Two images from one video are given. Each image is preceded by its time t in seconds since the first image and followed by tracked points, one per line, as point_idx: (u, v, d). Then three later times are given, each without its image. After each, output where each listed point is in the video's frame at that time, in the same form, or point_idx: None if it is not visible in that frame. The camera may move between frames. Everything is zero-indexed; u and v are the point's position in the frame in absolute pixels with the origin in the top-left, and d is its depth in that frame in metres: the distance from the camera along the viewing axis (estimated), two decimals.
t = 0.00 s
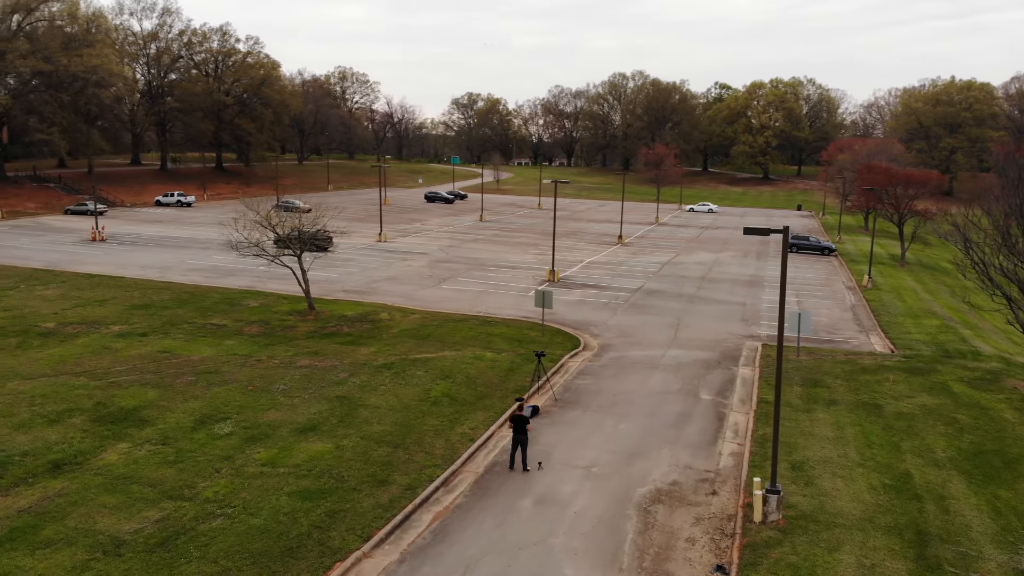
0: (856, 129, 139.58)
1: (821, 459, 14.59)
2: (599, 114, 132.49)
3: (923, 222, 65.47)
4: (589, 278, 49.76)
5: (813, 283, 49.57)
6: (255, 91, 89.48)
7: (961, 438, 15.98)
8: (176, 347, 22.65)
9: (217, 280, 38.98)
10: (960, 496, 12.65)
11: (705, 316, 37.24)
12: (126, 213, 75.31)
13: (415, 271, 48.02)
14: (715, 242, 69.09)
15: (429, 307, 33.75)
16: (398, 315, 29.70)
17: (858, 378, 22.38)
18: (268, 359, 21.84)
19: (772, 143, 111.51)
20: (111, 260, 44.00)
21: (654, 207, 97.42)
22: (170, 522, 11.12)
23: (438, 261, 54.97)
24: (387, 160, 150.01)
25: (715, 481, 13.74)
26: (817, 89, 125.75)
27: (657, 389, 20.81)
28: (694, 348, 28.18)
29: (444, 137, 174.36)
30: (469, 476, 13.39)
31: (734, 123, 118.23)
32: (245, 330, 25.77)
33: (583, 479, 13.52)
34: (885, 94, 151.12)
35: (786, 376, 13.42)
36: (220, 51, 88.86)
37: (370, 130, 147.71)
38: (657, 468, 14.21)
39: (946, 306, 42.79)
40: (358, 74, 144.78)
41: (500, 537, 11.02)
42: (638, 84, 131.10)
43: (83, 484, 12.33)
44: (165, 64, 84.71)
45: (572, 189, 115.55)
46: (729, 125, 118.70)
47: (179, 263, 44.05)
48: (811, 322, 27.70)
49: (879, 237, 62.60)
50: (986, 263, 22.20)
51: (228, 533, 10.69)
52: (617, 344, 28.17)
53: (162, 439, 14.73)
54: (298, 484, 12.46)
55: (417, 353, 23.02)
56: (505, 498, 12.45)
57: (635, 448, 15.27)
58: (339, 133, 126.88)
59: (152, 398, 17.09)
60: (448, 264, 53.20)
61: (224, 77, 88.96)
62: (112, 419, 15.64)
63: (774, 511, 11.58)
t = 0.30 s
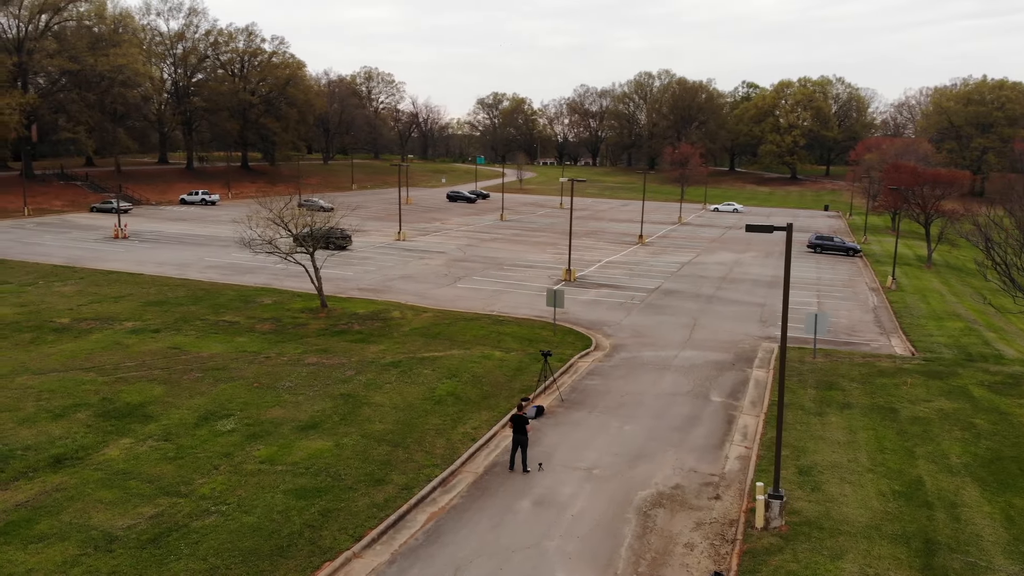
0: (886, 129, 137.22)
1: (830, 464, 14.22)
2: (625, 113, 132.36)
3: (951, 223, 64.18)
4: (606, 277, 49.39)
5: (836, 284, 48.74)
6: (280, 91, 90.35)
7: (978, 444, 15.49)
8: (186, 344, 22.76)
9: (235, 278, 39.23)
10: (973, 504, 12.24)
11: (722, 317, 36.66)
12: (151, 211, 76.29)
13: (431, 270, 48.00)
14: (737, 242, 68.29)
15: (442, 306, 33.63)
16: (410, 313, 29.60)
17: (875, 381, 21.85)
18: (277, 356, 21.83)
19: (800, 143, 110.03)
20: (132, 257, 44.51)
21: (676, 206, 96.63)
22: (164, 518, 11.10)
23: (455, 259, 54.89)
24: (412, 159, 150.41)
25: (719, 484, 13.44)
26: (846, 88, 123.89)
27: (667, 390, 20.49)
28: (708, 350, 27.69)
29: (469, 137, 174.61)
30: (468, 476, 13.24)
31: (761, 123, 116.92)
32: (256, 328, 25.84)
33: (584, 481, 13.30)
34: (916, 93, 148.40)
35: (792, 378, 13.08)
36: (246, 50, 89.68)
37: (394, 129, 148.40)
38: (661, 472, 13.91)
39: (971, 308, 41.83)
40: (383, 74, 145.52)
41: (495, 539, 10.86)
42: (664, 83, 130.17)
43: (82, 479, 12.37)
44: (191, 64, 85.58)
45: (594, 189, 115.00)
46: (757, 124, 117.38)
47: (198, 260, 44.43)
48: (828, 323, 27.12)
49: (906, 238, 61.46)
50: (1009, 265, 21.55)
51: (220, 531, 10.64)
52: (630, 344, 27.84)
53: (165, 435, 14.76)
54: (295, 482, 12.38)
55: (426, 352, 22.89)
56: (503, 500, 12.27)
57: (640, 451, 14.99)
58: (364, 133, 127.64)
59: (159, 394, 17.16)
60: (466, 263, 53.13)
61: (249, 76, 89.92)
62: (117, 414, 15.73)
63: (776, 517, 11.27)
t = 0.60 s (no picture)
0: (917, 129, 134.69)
1: (839, 470, 13.80)
2: (652, 112, 131.58)
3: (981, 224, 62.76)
4: (624, 277, 48.96)
5: (859, 285, 47.85)
6: (306, 91, 90.54)
7: (995, 451, 14.92)
8: (196, 340, 22.82)
9: (251, 275, 39.43)
10: (987, 513, 11.78)
11: (740, 317, 36.03)
12: (175, 209, 77.17)
13: (447, 268, 47.85)
14: (761, 242, 67.40)
15: (455, 304, 33.46)
16: (422, 311, 29.45)
17: (893, 384, 21.20)
18: (285, 353, 21.76)
19: (830, 142, 108.34)
20: (153, 254, 44.98)
21: (699, 206, 95.73)
22: (156, 515, 11.04)
23: (473, 258, 54.77)
24: (437, 159, 150.56)
25: (722, 489, 13.11)
26: (877, 88, 121.87)
27: (676, 392, 20.12)
28: (724, 350, 27.16)
29: (494, 137, 174.83)
30: (466, 476, 13.05)
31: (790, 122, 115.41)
32: (267, 324, 25.87)
33: (583, 483, 13.03)
34: (949, 93, 145.53)
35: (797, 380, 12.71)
36: (272, 50, 90.55)
37: (420, 129, 148.99)
38: (663, 475, 13.60)
39: (998, 311, 40.76)
40: (410, 74, 146.23)
41: (486, 542, 10.65)
42: (691, 82, 129.18)
43: (79, 474, 12.36)
44: (217, 64, 86.96)
45: (618, 188, 114.39)
46: (785, 123, 115.88)
47: (217, 258, 44.77)
48: (846, 324, 26.43)
49: (933, 239, 60.23)
50: None
51: (210, 529, 10.55)
52: (643, 345, 27.48)
53: (166, 431, 14.76)
54: (289, 480, 12.27)
55: (434, 350, 22.74)
56: (499, 502, 12.06)
57: (644, 453, 14.69)
58: (390, 132, 128.28)
59: (163, 390, 17.21)
60: (484, 262, 52.94)
61: (275, 76, 90.38)
62: (122, 409, 15.78)
63: (778, 523, 10.94)
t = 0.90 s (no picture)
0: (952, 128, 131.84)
1: (849, 476, 13.32)
2: (681, 111, 130.49)
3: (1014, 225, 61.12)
4: (644, 276, 48.39)
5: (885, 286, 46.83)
6: (333, 90, 90.82)
7: (1017, 459, 14.30)
8: (207, 336, 22.89)
9: (269, 273, 39.58)
10: (1003, 524, 11.26)
11: (760, 317, 35.27)
12: (201, 207, 77.97)
13: (465, 267, 47.65)
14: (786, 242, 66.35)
15: (469, 302, 33.24)
16: (434, 309, 29.25)
17: (913, 387, 20.54)
18: (293, 350, 21.70)
19: (862, 142, 106.58)
20: (174, 251, 45.40)
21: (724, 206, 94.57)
22: (147, 511, 10.98)
23: (492, 257, 54.55)
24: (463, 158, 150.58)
25: (725, 493, 12.76)
26: (911, 86, 119.38)
27: (687, 393, 19.70)
28: (740, 351, 26.50)
29: (521, 136, 174.70)
30: (463, 477, 12.83)
31: (821, 120, 114.02)
32: (279, 321, 25.85)
33: (582, 486, 12.74)
34: (986, 92, 142.36)
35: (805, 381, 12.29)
36: (299, 50, 91.18)
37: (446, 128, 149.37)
38: (665, 478, 13.25)
39: None
40: (437, 74, 146.65)
41: (476, 545, 10.41)
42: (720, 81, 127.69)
43: (75, 468, 12.35)
44: (245, 63, 88.22)
45: (642, 187, 113.53)
46: (816, 122, 114.42)
47: (236, 255, 45.04)
48: (866, 326, 25.75)
49: (964, 239, 58.78)
50: None
51: (199, 526, 10.45)
52: (657, 345, 27.04)
53: (167, 427, 14.74)
54: (283, 478, 12.14)
55: (443, 348, 22.54)
56: (493, 504, 11.82)
57: (647, 455, 14.33)
58: (416, 132, 128.76)
59: (168, 385, 17.24)
60: (503, 260, 52.62)
61: (302, 76, 90.90)
62: (125, 404, 15.80)
63: (780, 531, 10.56)
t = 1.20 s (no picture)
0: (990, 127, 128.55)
1: (861, 482, 12.81)
2: (711, 110, 129.09)
3: None
4: (665, 275, 47.76)
5: (914, 287, 45.67)
6: (361, 89, 90.89)
7: None
8: (218, 332, 22.92)
9: (287, 269, 39.65)
10: (1021, 535, 10.72)
11: (782, 316, 34.46)
12: (227, 205, 78.64)
13: (483, 265, 47.39)
14: (814, 242, 65.14)
15: (485, 300, 32.98)
16: (448, 307, 29.00)
17: (935, 391, 19.80)
18: (303, 346, 21.62)
19: (897, 141, 104.21)
20: (196, 248, 45.78)
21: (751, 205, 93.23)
22: (137, 507, 10.88)
23: (512, 255, 54.27)
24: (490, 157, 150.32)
25: (730, 498, 12.34)
26: (947, 84, 116.68)
27: (698, 395, 19.23)
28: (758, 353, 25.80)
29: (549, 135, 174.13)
30: (460, 477, 12.58)
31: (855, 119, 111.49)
32: (291, 318, 25.83)
33: (582, 488, 12.41)
34: None
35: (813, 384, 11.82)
36: (327, 49, 91.56)
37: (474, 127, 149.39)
38: (669, 482, 12.88)
39: None
40: (466, 73, 146.71)
41: (467, 548, 10.15)
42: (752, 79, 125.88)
43: (71, 463, 12.33)
44: (274, 63, 89.35)
45: (668, 187, 112.43)
46: (849, 121, 111.76)
47: (257, 252, 45.28)
48: (889, 327, 24.96)
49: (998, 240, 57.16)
50: None
51: (187, 523, 10.33)
52: (673, 346, 26.53)
53: (168, 422, 14.70)
54: (277, 476, 11.99)
55: (453, 346, 22.27)
56: (488, 505, 11.55)
57: (652, 459, 13.94)
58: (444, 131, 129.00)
59: (173, 380, 17.25)
60: (522, 259, 52.30)
61: (330, 75, 91.04)
62: (129, 399, 15.82)
63: (782, 539, 10.18)
